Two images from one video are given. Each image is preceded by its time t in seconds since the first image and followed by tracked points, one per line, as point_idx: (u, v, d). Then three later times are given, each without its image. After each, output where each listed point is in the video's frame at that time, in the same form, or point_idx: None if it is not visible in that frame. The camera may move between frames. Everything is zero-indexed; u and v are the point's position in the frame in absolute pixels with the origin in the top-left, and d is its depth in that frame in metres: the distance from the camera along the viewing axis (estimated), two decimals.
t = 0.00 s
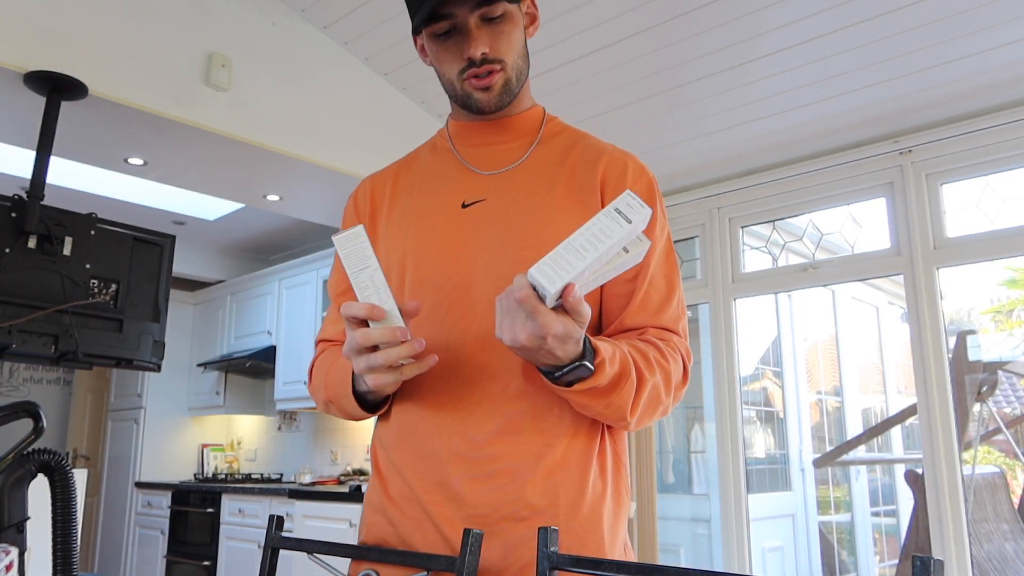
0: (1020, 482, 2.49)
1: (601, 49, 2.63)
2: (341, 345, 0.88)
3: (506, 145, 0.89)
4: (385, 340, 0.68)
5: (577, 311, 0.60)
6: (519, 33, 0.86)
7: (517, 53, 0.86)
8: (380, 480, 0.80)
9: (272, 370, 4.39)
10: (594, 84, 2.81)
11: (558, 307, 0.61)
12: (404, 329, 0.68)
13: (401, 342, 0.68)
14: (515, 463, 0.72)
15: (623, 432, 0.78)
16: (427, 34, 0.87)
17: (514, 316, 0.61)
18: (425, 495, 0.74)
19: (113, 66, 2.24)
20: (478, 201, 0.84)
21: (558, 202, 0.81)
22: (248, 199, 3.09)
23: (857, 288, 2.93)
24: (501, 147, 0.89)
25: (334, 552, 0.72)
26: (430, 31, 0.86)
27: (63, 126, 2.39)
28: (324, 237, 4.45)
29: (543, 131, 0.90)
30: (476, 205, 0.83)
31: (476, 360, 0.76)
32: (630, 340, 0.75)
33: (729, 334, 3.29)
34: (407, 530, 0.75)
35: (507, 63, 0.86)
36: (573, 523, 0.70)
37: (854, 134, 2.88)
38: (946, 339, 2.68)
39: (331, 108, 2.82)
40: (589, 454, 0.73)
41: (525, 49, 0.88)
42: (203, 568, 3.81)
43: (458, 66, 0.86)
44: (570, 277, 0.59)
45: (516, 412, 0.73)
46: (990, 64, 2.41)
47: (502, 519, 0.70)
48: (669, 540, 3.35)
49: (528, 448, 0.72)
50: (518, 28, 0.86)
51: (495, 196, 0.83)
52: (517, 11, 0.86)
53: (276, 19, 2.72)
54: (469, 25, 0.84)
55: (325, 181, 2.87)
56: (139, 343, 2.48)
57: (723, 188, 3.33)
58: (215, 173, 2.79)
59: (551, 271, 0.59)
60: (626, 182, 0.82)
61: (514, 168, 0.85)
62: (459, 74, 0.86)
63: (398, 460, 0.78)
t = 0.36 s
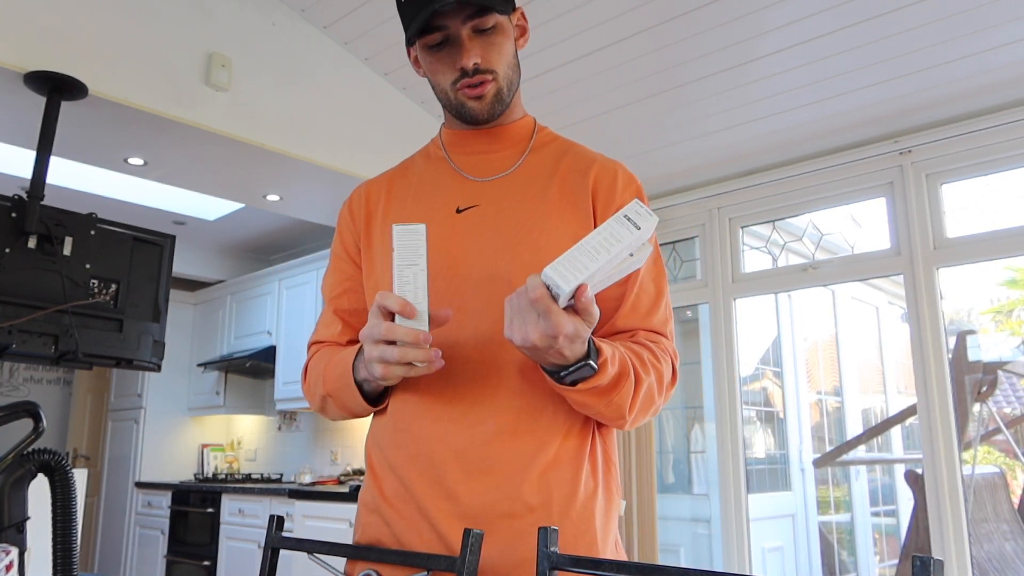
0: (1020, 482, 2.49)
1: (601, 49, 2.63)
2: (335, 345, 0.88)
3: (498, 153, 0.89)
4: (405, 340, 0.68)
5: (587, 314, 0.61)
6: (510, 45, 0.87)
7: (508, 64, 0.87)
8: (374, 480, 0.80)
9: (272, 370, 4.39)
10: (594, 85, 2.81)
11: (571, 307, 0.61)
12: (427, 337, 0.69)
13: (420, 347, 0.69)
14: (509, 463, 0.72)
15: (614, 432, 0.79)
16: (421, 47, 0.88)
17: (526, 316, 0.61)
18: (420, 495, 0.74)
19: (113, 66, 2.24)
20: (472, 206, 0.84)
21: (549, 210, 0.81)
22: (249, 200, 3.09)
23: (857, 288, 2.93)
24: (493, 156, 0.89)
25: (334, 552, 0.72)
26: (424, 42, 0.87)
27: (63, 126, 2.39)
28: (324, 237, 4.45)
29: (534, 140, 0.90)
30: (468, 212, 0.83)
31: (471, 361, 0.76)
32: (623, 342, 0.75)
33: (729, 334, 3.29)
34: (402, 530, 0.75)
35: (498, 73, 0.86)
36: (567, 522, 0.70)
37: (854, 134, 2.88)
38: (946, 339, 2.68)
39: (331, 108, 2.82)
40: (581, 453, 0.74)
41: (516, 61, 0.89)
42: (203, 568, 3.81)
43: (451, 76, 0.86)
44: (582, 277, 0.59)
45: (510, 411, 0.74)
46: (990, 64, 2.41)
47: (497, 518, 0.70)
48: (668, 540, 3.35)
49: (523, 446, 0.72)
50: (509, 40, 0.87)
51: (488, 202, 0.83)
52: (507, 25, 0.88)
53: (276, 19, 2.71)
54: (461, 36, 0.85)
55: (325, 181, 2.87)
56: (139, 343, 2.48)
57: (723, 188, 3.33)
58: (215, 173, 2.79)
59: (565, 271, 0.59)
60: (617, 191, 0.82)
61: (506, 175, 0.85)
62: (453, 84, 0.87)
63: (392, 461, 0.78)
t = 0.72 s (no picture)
0: (1020, 482, 2.49)
1: (601, 49, 2.63)
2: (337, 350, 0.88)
3: (496, 157, 0.89)
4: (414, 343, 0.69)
5: (597, 310, 0.62)
6: (512, 49, 0.88)
7: (510, 68, 0.88)
8: (372, 480, 0.80)
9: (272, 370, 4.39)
10: (594, 85, 2.81)
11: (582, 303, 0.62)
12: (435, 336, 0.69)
13: (427, 345, 0.69)
14: (503, 462, 0.72)
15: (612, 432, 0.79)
16: (424, 48, 0.88)
17: (535, 313, 0.61)
18: (416, 493, 0.74)
19: (113, 66, 2.24)
20: (470, 209, 0.84)
21: (547, 213, 0.81)
22: (249, 200, 3.09)
23: (857, 288, 2.93)
24: (491, 160, 0.89)
25: (334, 552, 0.72)
26: (427, 43, 0.87)
27: (63, 126, 2.39)
28: (324, 236, 4.44)
29: (532, 144, 0.90)
30: (466, 215, 0.84)
31: (469, 361, 0.76)
32: (623, 343, 0.75)
33: (729, 335, 3.29)
34: (398, 528, 0.75)
35: (501, 75, 0.87)
36: (562, 520, 0.71)
37: (854, 134, 2.88)
38: (946, 339, 2.68)
39: (331, 108, 2.82)
40: (577, 452, 0.74)
41: (518, 65, 0.89)
42: (203, 568, 3.81)
43: (454, 77, 0.86)
44: (595, 274, 0.59)
45: (505, 410, 0.74)
46: (990, 64, 2.40)
47: (493, 516, 0.70)
48: (668, 540, 3.35)
49: (518, 445, 0.72)
50: (511, 44, 0.88)
51: (486, 205, 0.83)
52: (510, 29, 0.88)
53: (276, 19, 2.72)
54: (465, 37, 0.86)
55: (325, 181, 2.87)
56: (139, 343, 2.48)
57: (724, 188, 3.33)
58: (215, 173, 2.79)
59: (578, 268, 0.59)
60: (613, 194, 0.82)
61: (504, 179, 0.86)
62: (455, 86, 0.86)
63: (389, 460, 0.78)
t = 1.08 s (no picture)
0: (1020, 482, 2.49)
1: (601, 49, 2.63)
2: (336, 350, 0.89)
3: (491, 158, 0.89)
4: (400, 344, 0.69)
5: (587, 310, 0.62)
6: (504, 50, 0.87)
7: (502, 70, 0.87)
8: (367, 479, 0.80)
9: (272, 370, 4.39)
10: (593, 85, 2.81)
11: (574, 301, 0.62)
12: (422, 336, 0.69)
13: (413, 347, 0.69)
14: (496, 462, 0.72)
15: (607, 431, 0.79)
16: (417, 51, 0.88)
17: (528, 316, 0.61)
18: (410, 494, 0.75)
19: (113, 66, 2.24)
20: (464, 210, 0.84)
21: (540, 213, 0.81)
22: (249, 200, 3.09)
23: (857, 288, 2.93)
24: (486, 161, 0.89)
25: (334, 552, 0.72)
26: (419, 47, 0.88)
27: (63, 126, 2.39)
28: (324, 236, 4.45)
29: (527, 145, 0.89)
30: (460, 216, 0.84)
31: (463, 361, 0.77)
32: (617, 342, 0.75)
33: (729, 335, 3.29)
34: (393, 529, 0.75)
35: (492, 78, 0.86)
36: (556, 519, 0.71)
37: (854, 134, 2.88)
38: (946, 339, 2.69)
39: (331, 108, 2.82)
40: (571, 451, 0.74)
41: (510, 66, 0.89)
42: (203, 568, 3.81)
43: (445, 80, 0.86)
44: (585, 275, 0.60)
45: (499, 410, 0.74)
46: (990, 64, 2.41)
47: (486, 516, 0.71)
48: (668, 540, 3.35)
49: (511, 445, 0.72)
50: (503, 45, 0.87)
51: (481, 206, 0.84)
52: (502, 30, 0.88)
53: (276, 19, 2.71)
54: (454, 40, 0.86)
55: (325, 181, 2.88)
56: (139, 343, 2.48)
57: (724, 188, 3.33)
58: (215, 173, 2.79)
59: (567, 270, 0.60)
60: (608, 192, 0.82)
61: (499, 179, 0.85)
62: (446, 88, 0.87)
63: (384, 460, 0.79)
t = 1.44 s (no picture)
0: (1020, 482, 2.49)
1: (601, 49, 2.63)
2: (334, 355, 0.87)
3: (478, 158, 0.89)
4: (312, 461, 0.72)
5: (576, 317, 0.61)
6: (479, 53, 0.86)
7: (475, 73, 0.86)
8: (365, 480, 0.80)
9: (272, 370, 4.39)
10: (593, 85, 2.81)
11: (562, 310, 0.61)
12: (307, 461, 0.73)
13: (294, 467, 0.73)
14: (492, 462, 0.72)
15: (602, 428, 0.79)
16: (393, 53, 0.88)
17: (516, 326, 0.61)
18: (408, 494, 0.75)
19: (113, 66, 2.24)
20: (453, 212, 0.84)
21: (528, 212, 0.80)
22: (249, 200, 3.08)
23: (857, 288, 2.93)
24: (471, 161, 0.89)
25: (334, 552, 0.72)
26: (394, 50, 0.88)
27: (63, 126, 2.39)
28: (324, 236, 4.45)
29: (513, 143, 0.89)
30: (449, 218, 0.84)
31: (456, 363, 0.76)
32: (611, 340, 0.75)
33: (729, 336, 3.29)
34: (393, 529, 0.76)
35: (463, 83, 0.85)
36: (552, 519, 0.71)
37: (854, 134, 2.88)
38: (946, 339, 2.69)
39: (331, 108, 2.82)
40: (567, 450, 0.74)
41: (486, 68, 0.87)
42: (203, 568, 3.81)
43: (417, 83, 0.86)
44: (574, 283, 0.59)
45: (492, 411, 0.74)
46: (990, 64, 2.41)
47: (484, 516, 0.71)
48: (668, 540, 3.35)
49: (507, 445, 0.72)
50: (478, 48, 0.85)
51: (470, 207, 0.83)
52: (477, 32, 0.85)
53: (276, 19, 2.71)
54: (425, 46, 0.84)
55: (325, 181, 2.88)
56: (139, 343, 2.48)
57: (724, 188, 3.33)
58: (215, 173, 2.79)
59: (556, 279, 0.59)
60: (597, 185, 0.81)
61: (488, 179, 0.85)
62: (418, 92, 0.87)
63: (382, 460, 0.79)
